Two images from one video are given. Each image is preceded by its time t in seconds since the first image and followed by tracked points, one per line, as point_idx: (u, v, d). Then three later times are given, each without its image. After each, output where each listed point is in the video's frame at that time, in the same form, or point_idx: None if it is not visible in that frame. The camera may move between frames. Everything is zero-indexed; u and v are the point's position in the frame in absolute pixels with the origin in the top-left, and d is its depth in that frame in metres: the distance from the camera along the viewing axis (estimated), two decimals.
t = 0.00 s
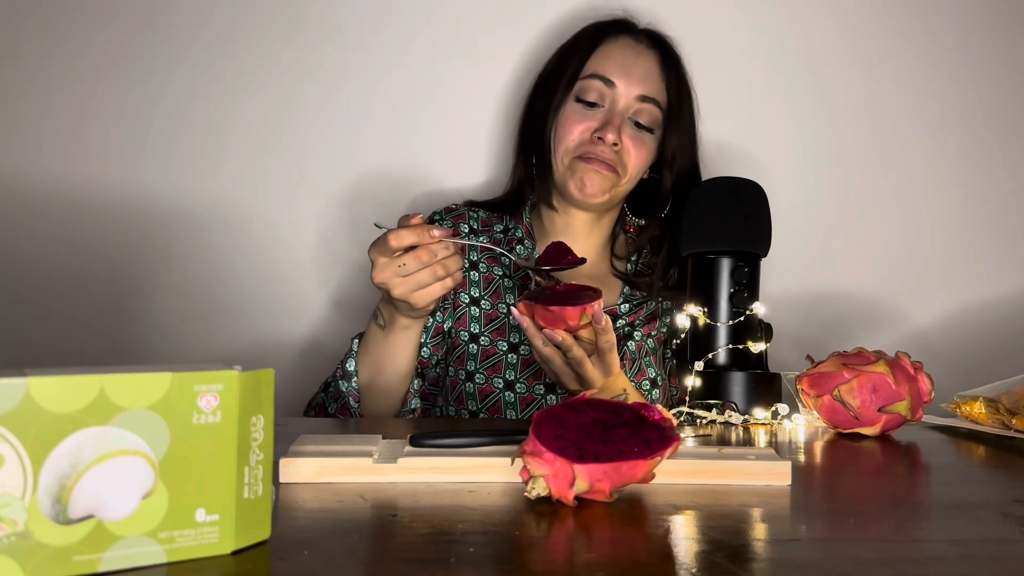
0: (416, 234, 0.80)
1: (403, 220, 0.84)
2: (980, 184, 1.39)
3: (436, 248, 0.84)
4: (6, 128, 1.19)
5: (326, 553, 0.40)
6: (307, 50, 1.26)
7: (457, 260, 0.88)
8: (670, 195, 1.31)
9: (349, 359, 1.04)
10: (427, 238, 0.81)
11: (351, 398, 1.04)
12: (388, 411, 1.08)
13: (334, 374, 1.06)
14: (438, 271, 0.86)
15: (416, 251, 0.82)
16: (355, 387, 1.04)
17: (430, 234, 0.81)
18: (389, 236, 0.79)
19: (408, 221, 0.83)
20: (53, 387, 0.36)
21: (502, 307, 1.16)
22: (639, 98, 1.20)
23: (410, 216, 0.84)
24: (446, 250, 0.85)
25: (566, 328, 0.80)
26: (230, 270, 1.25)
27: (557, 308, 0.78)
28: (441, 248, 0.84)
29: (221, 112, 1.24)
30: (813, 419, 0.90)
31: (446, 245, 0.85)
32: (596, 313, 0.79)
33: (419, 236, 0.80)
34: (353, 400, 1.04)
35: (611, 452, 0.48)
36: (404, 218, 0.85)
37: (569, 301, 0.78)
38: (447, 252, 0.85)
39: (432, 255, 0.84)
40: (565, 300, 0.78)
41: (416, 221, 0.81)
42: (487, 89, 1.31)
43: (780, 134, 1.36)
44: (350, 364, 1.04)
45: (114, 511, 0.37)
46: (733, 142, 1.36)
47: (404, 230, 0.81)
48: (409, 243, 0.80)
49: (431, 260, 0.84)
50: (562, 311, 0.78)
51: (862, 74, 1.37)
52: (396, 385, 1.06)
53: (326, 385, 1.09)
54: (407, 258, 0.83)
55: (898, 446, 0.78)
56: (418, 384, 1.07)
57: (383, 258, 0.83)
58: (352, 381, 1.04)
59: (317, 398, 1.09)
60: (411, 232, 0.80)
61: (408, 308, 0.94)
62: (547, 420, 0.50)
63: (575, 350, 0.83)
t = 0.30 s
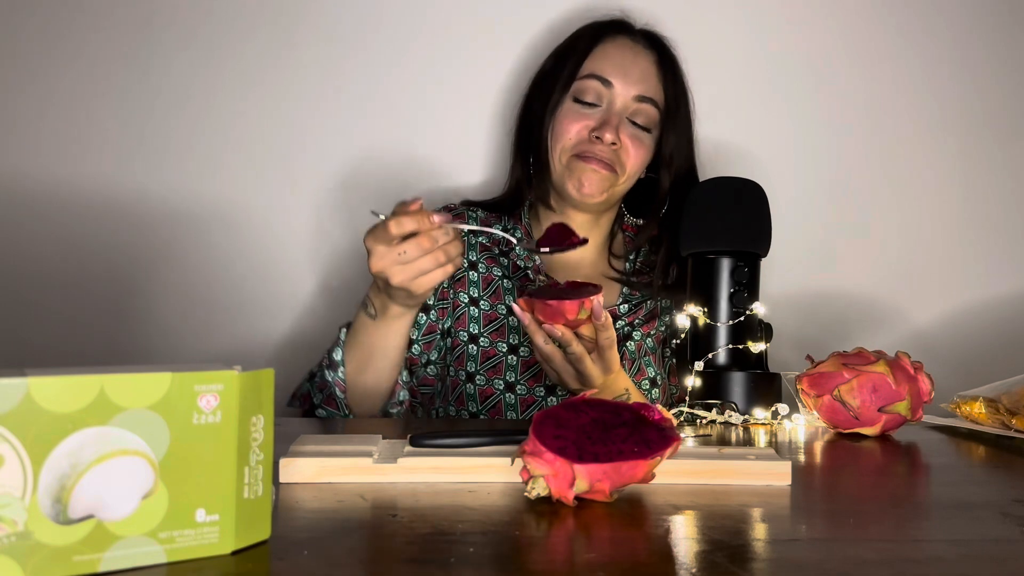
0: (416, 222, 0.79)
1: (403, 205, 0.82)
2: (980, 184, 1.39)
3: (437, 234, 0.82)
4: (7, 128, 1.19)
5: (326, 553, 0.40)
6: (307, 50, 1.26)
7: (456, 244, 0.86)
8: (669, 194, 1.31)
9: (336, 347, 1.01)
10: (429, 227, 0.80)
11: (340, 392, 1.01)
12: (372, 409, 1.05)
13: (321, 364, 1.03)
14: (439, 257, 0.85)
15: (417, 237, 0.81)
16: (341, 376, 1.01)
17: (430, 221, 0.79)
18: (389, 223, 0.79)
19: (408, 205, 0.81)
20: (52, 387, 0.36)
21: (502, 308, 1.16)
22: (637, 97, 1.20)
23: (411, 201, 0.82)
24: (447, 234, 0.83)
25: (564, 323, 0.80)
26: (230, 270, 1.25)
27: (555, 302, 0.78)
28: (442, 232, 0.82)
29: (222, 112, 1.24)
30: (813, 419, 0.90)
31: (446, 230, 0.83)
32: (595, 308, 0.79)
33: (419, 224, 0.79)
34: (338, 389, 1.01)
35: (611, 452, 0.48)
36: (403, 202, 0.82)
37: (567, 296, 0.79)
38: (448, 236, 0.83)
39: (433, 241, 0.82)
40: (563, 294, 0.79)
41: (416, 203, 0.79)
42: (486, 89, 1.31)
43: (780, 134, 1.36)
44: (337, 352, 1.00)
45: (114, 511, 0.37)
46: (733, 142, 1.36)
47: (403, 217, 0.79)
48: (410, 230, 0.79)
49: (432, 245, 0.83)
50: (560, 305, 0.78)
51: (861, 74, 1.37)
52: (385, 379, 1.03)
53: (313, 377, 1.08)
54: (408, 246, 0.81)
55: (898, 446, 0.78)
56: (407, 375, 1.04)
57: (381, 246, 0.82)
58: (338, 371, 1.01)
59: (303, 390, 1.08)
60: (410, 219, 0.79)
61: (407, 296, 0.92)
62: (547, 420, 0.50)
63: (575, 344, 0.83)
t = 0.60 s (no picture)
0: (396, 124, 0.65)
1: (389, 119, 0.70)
2: (980, 183, 1.39)
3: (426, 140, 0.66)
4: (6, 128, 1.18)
5: (326, 554, 0.40)
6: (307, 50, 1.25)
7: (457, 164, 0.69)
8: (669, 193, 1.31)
9: (313, 281, 0.88)
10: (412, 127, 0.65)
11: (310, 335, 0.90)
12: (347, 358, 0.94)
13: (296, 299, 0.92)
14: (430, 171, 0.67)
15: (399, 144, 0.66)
16: (314, 315, 0.89)
17: (415, 127, 0.65)
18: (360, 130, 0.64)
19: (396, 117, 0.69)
20: (52, 387, 0.36)
21: (505, 304, 1.17)
22: (634, 96, 1.21)
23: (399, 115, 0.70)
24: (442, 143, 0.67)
25: (557, 327, 0.79)
26: (230, 270, 1.25)
27: (548, 306, 0.78)
28: (434, 140, 0.67)
29: (221, 112, 1.24)
30: (813, 419, 0.90)
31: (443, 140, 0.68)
32: (587, 313, 0.79)
33: (399, 128, 0.65)
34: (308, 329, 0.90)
35: (611, 452, 0.48)
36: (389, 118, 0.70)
37: (562, 301, 0.78)
38: (443, 147, 0.68)
39: (421, 150, 0.66)
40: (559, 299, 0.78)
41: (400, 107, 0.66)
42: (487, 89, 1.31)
43: (780, 134, 1.36)
44: (313, 287, 0.88)
45: (114, 512, 0.37)
46: (734, 142, 1.36)
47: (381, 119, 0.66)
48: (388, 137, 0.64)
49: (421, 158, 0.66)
50: (553, 310, 0.77)
51: (862, 74, 1.37)
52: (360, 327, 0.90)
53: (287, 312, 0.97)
54: (391, 155, 0.66)
55: (899, 446, 0.78)
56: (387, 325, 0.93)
57: (361, 161, 0.67)
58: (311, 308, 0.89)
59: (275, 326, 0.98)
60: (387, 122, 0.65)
61: (396, 222, 0.76)
62: (546, 420, 0.50)
63: (567, 347, 0.83)
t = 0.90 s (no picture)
0: (392, 57, 0.57)
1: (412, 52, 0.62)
2: (979, 184, 1.39)
3: (428, 73, 0.58)
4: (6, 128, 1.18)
5: (326, 553, 0.40)
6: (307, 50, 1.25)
7: (478, 109, 0.60)
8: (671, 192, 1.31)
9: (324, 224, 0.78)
10: (408, 60, 0.57)
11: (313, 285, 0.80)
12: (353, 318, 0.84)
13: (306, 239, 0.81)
14: (433, 116, 0.59)
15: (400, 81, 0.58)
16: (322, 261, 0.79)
17: (421, 57, 0.58)
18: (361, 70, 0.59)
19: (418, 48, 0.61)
20: (52, 387, 0.36)
21: (513, 295, 1.16)
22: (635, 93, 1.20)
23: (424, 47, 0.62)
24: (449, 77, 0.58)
25: (561, 330, 0.79)
26: (230, 269, 1.25)
27: (552, 309, 0.77)
28: (438, 75, 0.58)
29: (221, 111, 1.23)
30: (813, 419, 0.90)
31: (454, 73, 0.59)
32: (590, 318, 0.79)
33: (398, 61, 0.57)
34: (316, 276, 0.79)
35: (611, 452, 0.48)
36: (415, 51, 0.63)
37: (566, 305, 0.78)
38: (451, 82, 0.58)
39: (423, 87, 0.58)
40: (563, 303, 0.78)
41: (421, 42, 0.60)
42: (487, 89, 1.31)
43: (780, 134, 1.36)
44: (323, 231, 0.78)
45: (114, 511, 0.37)
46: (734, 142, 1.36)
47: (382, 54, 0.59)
48: (388, 74, 0.57)
49: (423, 98, 0.58)
50: (556, 313, 0.77)
51: (861, 74, 1.37)
52: (376, 282, 0.80)
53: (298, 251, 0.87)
54: (392, 96, 0.59)
55: (899, 446, 0.78)
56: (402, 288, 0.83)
57: (369, 99, 0.61)
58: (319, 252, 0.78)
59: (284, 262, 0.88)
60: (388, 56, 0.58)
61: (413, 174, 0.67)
62: (547, 420, 0.50)
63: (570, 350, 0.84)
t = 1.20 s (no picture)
0: (387, 51, 0.47)
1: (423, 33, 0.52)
2: (979, 184, 1.38)
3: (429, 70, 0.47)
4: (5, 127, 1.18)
5: (326, 553, 0.40)
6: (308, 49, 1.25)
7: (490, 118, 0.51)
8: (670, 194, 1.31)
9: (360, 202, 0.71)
10: (407, 56, 0.47)
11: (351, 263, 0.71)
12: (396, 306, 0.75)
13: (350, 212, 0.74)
14: (434, 125, 0.50)
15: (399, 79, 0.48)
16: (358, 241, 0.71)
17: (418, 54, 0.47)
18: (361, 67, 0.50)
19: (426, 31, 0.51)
20: (52, 387, 0.36)
21: (518, 291, 1.16)
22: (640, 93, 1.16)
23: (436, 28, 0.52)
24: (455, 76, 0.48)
25: (560, 335, 0.80)
26: (231, 269, 1.25)
27: (552, 314, 0.77)
28: (439, 73, 0.47)
29: (221, 111, 1.23)
30: (813, 419, 0.90)
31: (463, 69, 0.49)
32: (590, 323, 0.79)
33: (396, 53, 0.47)
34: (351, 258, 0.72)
35: (611, 452, 0.48)
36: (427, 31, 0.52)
37: (567, 310, 0.78)
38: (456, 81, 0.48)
39: (425, 89, 0.48)
40: (564, 307, 0.78)
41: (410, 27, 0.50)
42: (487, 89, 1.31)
43: (780, 134, 1.36)
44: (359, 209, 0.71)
45: (114, 512, 0.37)
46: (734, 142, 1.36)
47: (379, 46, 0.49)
48: (385, 72, 0.48)
49: (426, 103, 0.48)
50: (557, 318, 0.77)
51: (860, 75, 1.37)
52: (422, 268, 0.71)
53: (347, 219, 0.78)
54: (391, 97, 0.50)
55: (899, 446, 0.78)
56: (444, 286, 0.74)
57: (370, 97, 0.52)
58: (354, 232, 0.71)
59: (327, 230, 0.78)
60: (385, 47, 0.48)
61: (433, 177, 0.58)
62: (547, 420, 0.50)
63: (570, 354, 0.84)
